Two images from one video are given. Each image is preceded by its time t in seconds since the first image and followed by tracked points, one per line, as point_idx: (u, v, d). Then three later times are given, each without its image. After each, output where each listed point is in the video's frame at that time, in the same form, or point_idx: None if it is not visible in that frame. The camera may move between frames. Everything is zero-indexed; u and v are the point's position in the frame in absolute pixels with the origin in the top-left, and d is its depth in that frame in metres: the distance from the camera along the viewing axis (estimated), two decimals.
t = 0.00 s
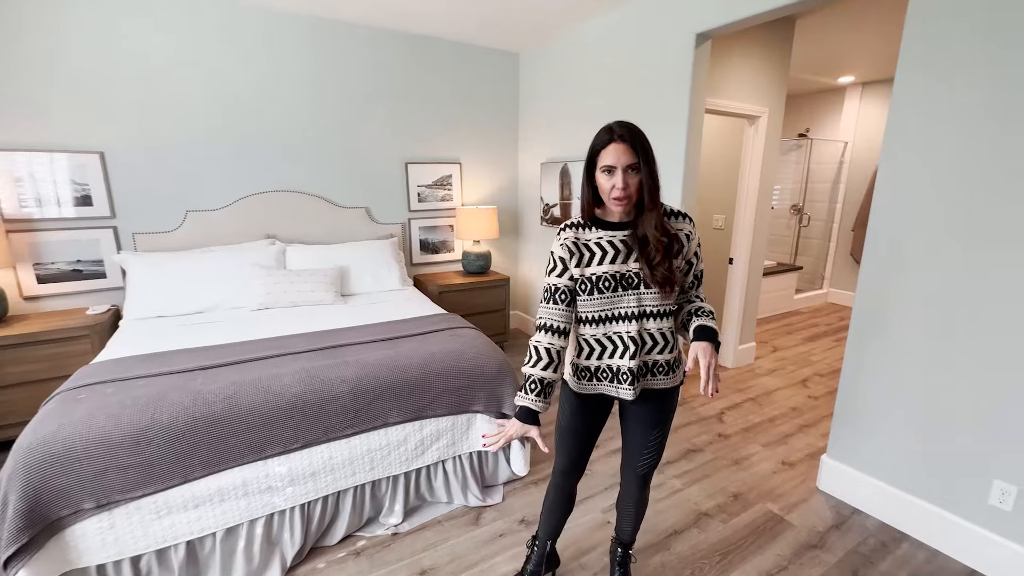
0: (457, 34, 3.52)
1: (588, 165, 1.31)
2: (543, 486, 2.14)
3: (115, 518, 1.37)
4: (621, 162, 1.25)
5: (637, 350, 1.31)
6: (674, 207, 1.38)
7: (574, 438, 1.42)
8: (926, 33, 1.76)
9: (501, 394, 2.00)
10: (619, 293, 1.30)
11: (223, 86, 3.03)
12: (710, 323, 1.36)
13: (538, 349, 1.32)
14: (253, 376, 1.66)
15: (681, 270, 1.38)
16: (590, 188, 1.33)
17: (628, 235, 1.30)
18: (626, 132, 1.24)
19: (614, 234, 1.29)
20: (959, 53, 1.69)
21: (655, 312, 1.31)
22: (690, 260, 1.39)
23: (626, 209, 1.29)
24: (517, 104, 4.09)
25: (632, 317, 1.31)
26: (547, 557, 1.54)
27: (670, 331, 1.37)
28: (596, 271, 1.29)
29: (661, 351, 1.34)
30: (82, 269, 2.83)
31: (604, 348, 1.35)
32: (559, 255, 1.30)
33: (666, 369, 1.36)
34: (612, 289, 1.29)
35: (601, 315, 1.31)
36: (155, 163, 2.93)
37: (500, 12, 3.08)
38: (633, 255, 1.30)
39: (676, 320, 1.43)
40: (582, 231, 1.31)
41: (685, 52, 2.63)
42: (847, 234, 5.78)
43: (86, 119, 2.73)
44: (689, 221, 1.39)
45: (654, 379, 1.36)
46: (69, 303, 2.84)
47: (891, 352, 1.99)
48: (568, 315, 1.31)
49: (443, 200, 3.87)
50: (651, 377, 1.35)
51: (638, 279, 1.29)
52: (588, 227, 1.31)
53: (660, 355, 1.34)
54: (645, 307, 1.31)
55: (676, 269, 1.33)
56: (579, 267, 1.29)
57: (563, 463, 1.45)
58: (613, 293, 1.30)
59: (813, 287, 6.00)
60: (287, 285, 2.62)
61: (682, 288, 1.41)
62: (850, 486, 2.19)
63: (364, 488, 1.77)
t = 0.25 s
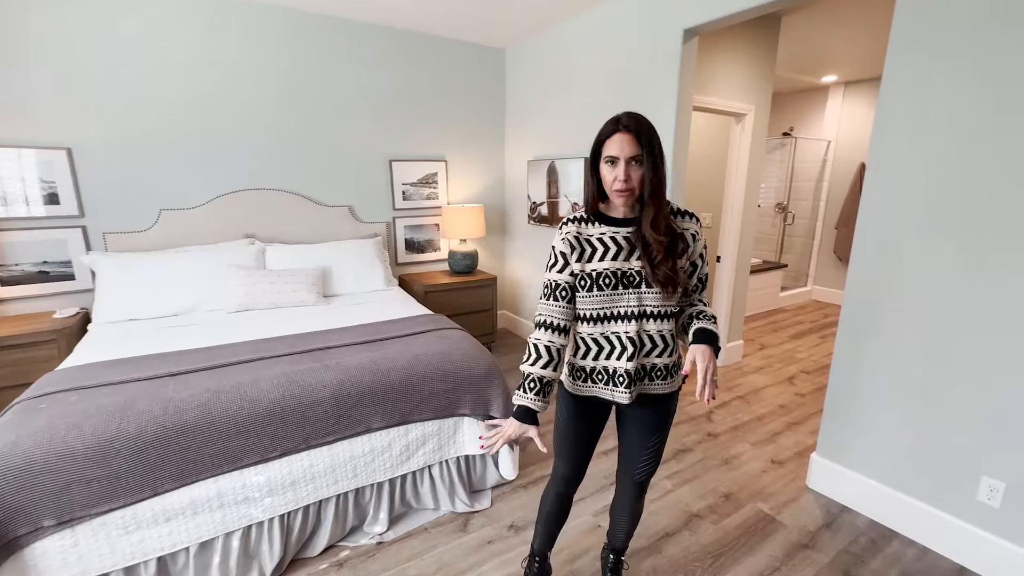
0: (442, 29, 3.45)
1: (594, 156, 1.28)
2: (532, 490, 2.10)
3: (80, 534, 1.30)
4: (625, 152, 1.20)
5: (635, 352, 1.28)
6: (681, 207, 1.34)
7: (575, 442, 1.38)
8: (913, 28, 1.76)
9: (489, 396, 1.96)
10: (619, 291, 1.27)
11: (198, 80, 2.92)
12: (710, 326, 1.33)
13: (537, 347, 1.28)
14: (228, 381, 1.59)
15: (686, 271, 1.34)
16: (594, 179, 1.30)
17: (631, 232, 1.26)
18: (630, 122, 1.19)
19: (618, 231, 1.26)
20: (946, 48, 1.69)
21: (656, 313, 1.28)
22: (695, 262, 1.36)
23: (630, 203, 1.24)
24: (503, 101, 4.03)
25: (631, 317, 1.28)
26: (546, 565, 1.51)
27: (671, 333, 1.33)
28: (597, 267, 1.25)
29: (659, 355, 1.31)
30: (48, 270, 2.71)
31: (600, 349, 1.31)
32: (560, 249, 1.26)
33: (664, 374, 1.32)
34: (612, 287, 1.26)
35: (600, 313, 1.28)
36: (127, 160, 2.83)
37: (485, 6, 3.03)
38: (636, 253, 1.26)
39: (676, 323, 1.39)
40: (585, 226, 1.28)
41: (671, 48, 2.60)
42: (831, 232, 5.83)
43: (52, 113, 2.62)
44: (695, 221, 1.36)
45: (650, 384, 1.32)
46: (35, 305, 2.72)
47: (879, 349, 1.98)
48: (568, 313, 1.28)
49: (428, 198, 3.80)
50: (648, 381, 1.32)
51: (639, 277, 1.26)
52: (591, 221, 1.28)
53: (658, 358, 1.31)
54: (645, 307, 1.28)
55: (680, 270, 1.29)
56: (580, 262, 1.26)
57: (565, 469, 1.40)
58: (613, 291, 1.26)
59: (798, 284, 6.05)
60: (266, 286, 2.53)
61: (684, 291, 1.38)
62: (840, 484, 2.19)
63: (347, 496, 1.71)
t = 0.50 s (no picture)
0: (427, 24, 3.38)
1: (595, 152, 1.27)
2: (524, 496, 2.04)
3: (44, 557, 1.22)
4: (619, 143, 1.18)
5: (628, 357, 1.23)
6: (688, 210, 1.29)
7: (574, 450, 1.33)
8: (902, 24, 1.73)
9: (478, 401, 1.90)
10: (616, 294, 1.22)
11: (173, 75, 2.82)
12: (709, 339, 1.25)
13: (529, 345, 1.26)
14: (205, 390, 1.51)
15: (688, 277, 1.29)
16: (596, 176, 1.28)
17: (633, 234, 1.21)
18: (626, 113, 1.17)
19: (619, 231, 1.21)
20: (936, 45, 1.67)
21: (652, 319, 1.23)
22: (699, 269, 1.31)
23: (625, 199, 1.21)
24: (491, 98, 3.97)
25: (626, 322, 1.22)
26: None
27: (670, 341, 1.27)
28: (595, 268, 1.21)
29: (654, 363, 1.26)
30: (14, 273, 2.59)
31: (594, 352, 1.27)
32: (559, 246, 1.24)
33: (658, 383, 1.27)
34: (609, 289, 1.22)
35: (595, 315, 1.24)
36: (98, 158, 2.71)
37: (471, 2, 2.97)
38: (636, 256, 1.20)
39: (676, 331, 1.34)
40: (586, 224, 1.24)
41: (661, 45, 2.57)
42: (817, 230, 5.88)
43: (16, 109, 2.50)
44: (702, 226, 1.30)
45: (642, 392, 1.28)
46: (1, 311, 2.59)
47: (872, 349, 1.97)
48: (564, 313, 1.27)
49: (415, 198, 3.73)
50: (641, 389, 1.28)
51: (637, 282, 1.20)
52: (593, 220, 1.24)
53: (652, 367, 1.26)
54: (641, 313, 1.22)
55: (683, 277, 1.23)
56: (578, 262, 1.23)
57: (564, 479, 1.35)
58: (610, 293, 1.22)
59: (784, 282, 6.10)
60: (246, 289, 2.44)
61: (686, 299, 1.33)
62: (835, 485, 2.17)
63: (332, 508, 1.64)
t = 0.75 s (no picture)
0: (413, 21, 3.32)
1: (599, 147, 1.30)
2: (518, 502, 2.00)
3: None
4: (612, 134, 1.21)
5: (616, 351, 1.25)
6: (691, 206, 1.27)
7: (566, 444, 1.35)
8: (894, 23, 1.73)
9: (470, 407, 1.85)
10: (609, 286, 1.24)
11: (149, 71, 2.71)
12: (694, 340, 1.19)
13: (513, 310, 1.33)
14: (184, 400, 1.44)
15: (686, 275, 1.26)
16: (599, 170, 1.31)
17: (629, 226, 1.22)
18: (620, 104, 1.19)
19: (619, 224, 1.23)
20: (927, 44, 1.66)
21: (643, 315, 1.22)
22: (702, 268, 1.26)
23: (620, 191, 1.23)
24: (479, 97, 3.92)
25: (617, 315, 1.24)
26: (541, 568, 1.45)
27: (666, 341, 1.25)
28: (590, 259, 1.25)
29: (644, 361, 1.24)
30: None
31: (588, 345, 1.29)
32: (557, 237, 1.32)
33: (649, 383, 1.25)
34: (602, 281, 1.24)
35: (587, 306, 1.27)
36: (70, 157, 2.60)
37: None
38: (633, 248, 1.21)
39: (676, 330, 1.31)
40: (587, 217, 1.28)
41: (653, 44, 2.54)
42: (803, 230, 5.93)
43: None
44: (706, 223, 1.26)
45: (632, 391, 1.26)
46: None
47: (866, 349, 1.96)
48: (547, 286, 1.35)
49: (402, 197, 3.66)
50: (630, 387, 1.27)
51: (631, 275, 1.21)
52: (594, 212, 1.28)
53: (642, 365, 1.24)
54: (633, 307, 1.23)
55: (679, 272, 1.21)
56: (574, 252, 1.28)
57: (558, 473, 1.37)
58: (603, 284, 1.24)
59: (771, 281, 6.14)
60: (228, 293, 2.36)
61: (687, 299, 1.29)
62: (829, 485, 2.16)
63: (320, 521, 1.58)
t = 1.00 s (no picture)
0: (401, 18, 3.26)
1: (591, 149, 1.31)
2: (512, 509, 1.97)
3: None
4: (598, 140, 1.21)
5: (603, 349, 1.26)
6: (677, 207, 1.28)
7: (558, 441, 1.41)
8: (885, 26, 1.73)
9: (463, 413, 1.81)
10: (600, 284, 1.25)
11: (126, 69, 2.63)
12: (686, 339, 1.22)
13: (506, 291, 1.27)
14: (165, 412, 1.38)
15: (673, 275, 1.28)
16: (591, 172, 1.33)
17: (619, 228, 1.24)
18: (604, 112, 1.19)
19: (608, 224, 1.25)
20: (917, 47, 1.67)
21: (633, 312, 1.24)
22: (689, 268, 1.28)
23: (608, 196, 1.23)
24: (468, 97, 3.87)
25: (607, 313, 1.25)
26: (546, 531, 1.65)
27: (653, 339, 1.27)
28: (580, 258, 1.26)
29: (633, 359, 1.26)
30: None
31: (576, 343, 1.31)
32: (547, 234, 1.31)
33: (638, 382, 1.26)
34: (592, 279, 1.25)
35: (578, 305, 1.28)
36: (43, 157, 2.51)
37: None
38: (622, 249, 1.23)
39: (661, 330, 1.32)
40: (578, 217, 1.29)
41: (644, 44, 2.53)
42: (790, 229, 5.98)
43: None
44: (692, 224, 1.29)
45: (621, 389, 1.27)
46: None
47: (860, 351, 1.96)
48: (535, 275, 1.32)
49: (391, 198, 3.60)
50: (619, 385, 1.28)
51: (619, 273, 1.23)
52: (584, 213, 1.29)
53: (631, 363, 1.26)
54: (622, 305, 1.24)
55: (668, 273, 1.23)
56: (564, 251, 1.29)
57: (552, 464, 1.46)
58: (592, 281, 1.25)
59: (759, 281, 6.19)
60: (211, 297, 2.28)
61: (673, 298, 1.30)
62: (822, 486, 2.16)
63: (309, 534, 1.53)
